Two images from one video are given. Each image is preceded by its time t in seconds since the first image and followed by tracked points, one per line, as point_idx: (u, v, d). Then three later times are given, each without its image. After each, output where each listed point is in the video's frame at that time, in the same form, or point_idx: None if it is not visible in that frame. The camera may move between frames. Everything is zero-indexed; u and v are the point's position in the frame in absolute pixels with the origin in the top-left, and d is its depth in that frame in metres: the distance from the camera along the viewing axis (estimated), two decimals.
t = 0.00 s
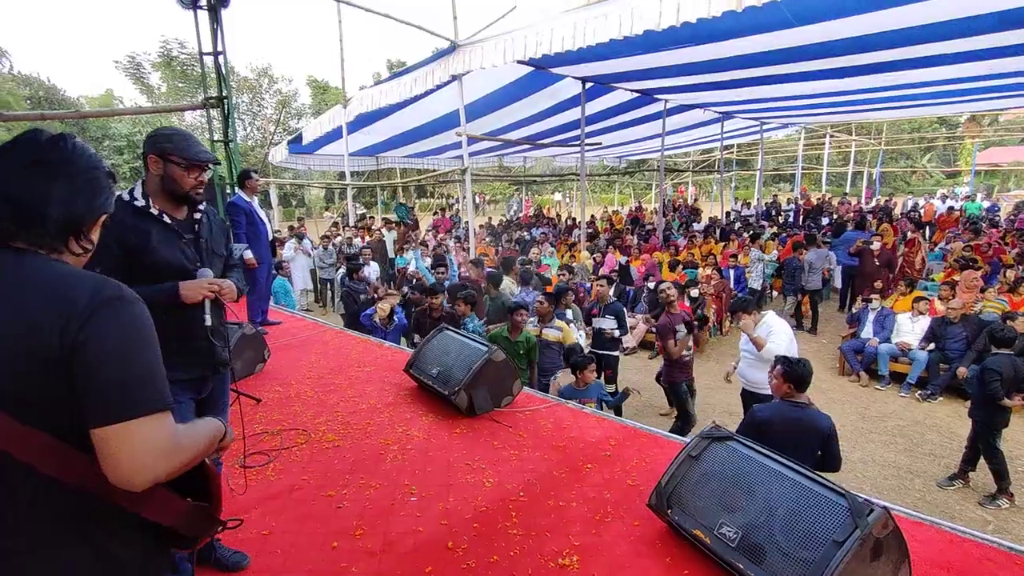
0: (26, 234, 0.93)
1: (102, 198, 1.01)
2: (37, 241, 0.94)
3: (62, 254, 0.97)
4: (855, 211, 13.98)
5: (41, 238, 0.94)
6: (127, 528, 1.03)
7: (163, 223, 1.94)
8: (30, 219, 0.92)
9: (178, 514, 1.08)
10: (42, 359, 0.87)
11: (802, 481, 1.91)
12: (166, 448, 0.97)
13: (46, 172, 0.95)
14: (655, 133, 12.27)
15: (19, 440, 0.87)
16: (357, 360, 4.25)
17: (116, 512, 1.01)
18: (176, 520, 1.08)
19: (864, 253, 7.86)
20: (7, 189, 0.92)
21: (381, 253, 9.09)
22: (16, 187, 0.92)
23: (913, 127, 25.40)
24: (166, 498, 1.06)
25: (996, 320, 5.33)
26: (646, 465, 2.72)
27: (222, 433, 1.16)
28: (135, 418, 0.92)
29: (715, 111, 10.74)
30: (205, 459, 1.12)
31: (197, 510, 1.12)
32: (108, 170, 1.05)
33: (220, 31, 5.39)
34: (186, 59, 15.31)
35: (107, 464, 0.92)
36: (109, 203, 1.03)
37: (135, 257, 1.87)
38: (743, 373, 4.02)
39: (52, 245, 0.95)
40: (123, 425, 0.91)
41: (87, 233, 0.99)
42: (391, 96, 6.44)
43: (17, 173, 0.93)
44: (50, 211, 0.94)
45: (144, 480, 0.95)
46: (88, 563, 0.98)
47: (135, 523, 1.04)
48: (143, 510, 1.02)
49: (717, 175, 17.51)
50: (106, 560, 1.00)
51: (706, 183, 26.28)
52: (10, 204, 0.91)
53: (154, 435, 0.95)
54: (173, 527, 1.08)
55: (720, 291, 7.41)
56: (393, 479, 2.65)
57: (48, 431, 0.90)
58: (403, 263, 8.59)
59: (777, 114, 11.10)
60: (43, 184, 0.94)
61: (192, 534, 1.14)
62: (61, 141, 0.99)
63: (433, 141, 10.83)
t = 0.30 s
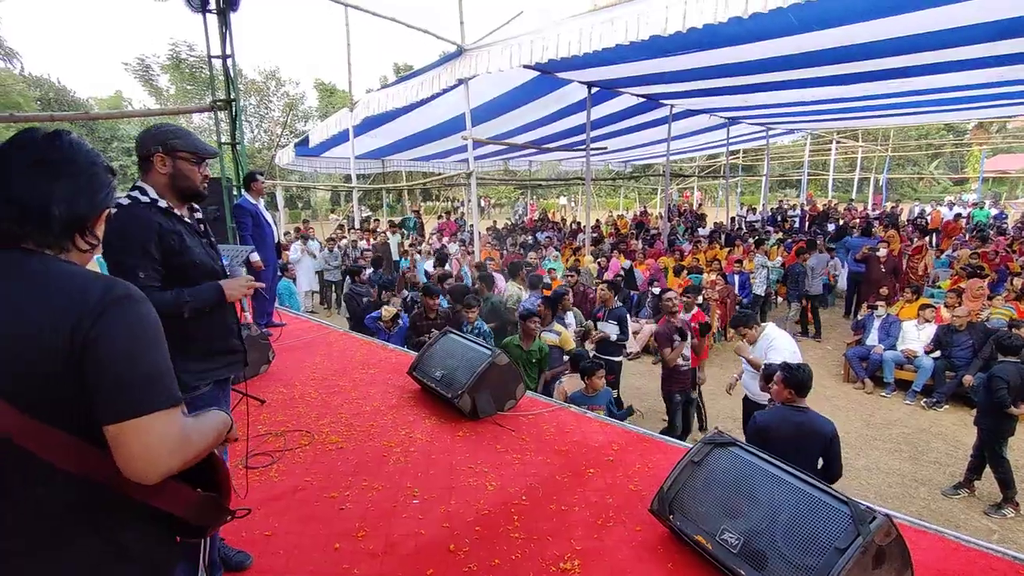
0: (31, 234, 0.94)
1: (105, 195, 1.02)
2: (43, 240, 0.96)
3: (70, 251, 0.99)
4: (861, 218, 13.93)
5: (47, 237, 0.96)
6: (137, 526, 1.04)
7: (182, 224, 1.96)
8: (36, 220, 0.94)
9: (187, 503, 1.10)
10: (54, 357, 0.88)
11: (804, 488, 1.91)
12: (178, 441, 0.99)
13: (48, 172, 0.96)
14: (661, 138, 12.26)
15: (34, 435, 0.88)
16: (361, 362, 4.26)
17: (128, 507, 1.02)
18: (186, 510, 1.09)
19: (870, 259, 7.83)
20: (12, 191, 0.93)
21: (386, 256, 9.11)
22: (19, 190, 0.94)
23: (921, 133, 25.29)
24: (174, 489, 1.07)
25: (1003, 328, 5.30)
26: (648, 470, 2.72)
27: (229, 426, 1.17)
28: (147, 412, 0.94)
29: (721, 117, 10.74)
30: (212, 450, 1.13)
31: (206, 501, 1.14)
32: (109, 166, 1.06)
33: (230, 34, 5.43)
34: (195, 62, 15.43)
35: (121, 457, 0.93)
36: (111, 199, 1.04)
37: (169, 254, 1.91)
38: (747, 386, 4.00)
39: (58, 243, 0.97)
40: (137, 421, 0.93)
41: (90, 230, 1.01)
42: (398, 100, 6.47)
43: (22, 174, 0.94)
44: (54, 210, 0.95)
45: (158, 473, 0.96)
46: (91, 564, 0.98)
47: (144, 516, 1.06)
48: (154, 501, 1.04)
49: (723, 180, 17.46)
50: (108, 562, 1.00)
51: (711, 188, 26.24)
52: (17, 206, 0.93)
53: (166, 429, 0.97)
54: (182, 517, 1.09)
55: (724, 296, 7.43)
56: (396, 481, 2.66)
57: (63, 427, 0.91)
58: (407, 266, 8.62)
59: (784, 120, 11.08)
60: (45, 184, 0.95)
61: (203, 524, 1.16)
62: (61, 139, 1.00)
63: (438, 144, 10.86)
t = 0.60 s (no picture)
0: (44, 229, 0.95)
1: (114, 191, 1.04)
2: (55, 235, 0.96)
3: (81, 246, 1.00)
4: (866, 220, 13.88)
5: (59, 231, 0.96)
6: (145, 518, 1.05)
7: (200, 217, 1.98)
8: (49, 215, 0.95)
9: (196, 495, 1.10)
10: (66, 349, 0.89)
11: (806, 490, 1.91)
12: (191, 432, 1.00)
13: (59, 167, 0.97)
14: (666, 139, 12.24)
15: (47, 426, 0.89)
16: (363, 360, 4.27)
17: (135, 501, 1.02)
18: (194, 502, 1.10)
19: (875, 262, 7.80)
20: (25, 186, 0.94)
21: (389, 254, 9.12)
22: (34, 185, 0.94)
23: (927, 136, 25.19)
24: (184, 480, 1.08)
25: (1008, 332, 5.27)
26: (650, 471, 2.72)
27: (237, 418, 1.19)
28: (161, 403, 0.95)
29: (726, 117, 10.71)
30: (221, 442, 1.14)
31: (214, 492, 1.15)
32: (117, 162, 1.07)
33: (236, 31, 5.43)
34: (201, 58, 15.47)
35: (134, 447, 0.94)
36: (119, 194, 1.05)
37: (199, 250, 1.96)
38: (747, 384, 4.02)
39: (70, 237, 0.97)
40: (149, 411, 0.94)
41: (102, 224, 1.02)
42: (403, 98, 6.47)
43: (34, 169, 0.95)
44: (68, 205, 0.96)
45: (171, 462, 0.98)
46: (96, 557, 0.99)
47: (153, 508, 1.06)
48: (164, 492, 1.05)
49: (727, 181, 17.42)
50: (113, 556, 1.01)
51: (716, 189, 26.20)
52: (31, 202, 0.94)
53: (178, 420, 0.98)
54: (191, 508, 1.10)
55: (728, 297, 7.44)
56: (398, 479, 2.66)
57: (75, 417, 0.92)
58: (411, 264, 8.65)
59: (790, 121, 11.02)
60: (57, 179, 0.96)
61: (212, 515, 1.17)
62: (71, 134, 1.00)
63: (443, 143, 10.86)
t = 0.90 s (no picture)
0: (47, 219, 0.94)
1: (119, 178, 1.02)
2: (58, 224, 0.95)
3: (85, 235, 0.99)
4: (868, 220, 13.86)
5: (62, 221, 0.95)
6: (148, 511, 1.04)
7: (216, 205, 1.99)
8: (52, 204, 0.94)
9: (200, 486, 1.10)
10: (73, 339, 0.88)
11: (807, 488, 1.90)
12: (197, 424, 0.99)
13: (61, 155, 0.96)
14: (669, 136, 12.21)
15: (55, 417, 0.89)
16: (363, 355, 4.27)
17: (139, 495, 1.02)
18: (198, 493, 1.10)
19: (877, 262, 7.78)
20: (27, 175, 0.93)
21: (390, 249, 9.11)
22: (37, 174, 0.94)
23: (930, 136, 25.14)
24: (189, 471, 1.08)
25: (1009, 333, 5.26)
26: (650, 468, 2.72)
27: (241, 409, 1.17)
28: (169, 394, 0.94)
29: (728, 115, 10.68)
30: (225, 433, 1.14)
31: (218, 483, 1.15)
32: (120, 149, 1.06)
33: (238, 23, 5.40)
34: (203, 51, 15.43)
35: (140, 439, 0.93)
36: (124, 181, 1.03)
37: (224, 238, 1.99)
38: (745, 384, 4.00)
39: (74, 227, 0.96)
40: (156, 402, 0.93)
41: (107, 212, 1.01)
42: (405, 92, 6.44)
43: (36, 159, 0.94)
44: (70, 193, 0.95)
45: (177, 454, 0.97)
46: (102, 548, 0.99)
47: (158, 500, 1.06)
48: (169, 483, 1.04)
49: (729, 179, 17.39)
50: (119, 547, 1.01)
51: (717, 187, 26.16)
52: (35, 191, 0.93)
53: (185, 411, 0.97)
54: (195, 499, 1.10)
55: (730, 295, 7.44)
56: (397, 474, 2.66)
57: (86, 408, 0.91)
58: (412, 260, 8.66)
59: (793, 120, 10.99)
60: (59, 168, 0.95)
61: (215, 506, 1.16)
62: (74, 122, 0.99)
63: (445, 138, 10.84)
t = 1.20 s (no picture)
0: (39, 215, 0.93)
1: (113, 171, 1.01)
2: (50, 220, 0.93)
3: (78, 231, 0.97)
4: (864, 217, 13.89)
5: (55, 216, 0.94)
6: (146, 511, 1.03)
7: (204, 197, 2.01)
8: (43, 200, 0.92)
9: (198, 485, 1.09)
10: (71, 339, 0.87)
11: (805, 486, 1.90)
12: (195, 423, 0.98)
13: (52, 149, 0.94)
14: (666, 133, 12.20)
15: (55, 419, 0.88)
16: (359, 352, 4.25)
17: (138, 493, 1.01)
18: (196, 492, 1.09)
19: (873, 259, 7.80)
20: (17, 170, 0.92)
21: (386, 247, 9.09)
22: (28, 167, 0.92)
23: (926, 134, 25.20)
24: (187, 470, 1.07)
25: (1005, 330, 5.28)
26: (647, 466, 2.71)
27: (240, 406, 1.17)
28: (169, 394, 0.93)
29: (725, 113, 10.66)
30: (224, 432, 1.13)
31: (216, 483, 1.13)
32: (113, 141, 1.04)
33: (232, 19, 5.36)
34: (199, 48, 15.35)
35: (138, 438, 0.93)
36: (117, 173, 1.02)
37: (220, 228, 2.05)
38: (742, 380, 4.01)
39: (67, 222, 0.95)
40: (155, 402, 0.92)
41: (100, 205, 0.99)
42: (402, 89, 6.41)
43: (27, 153, 0.93)
44: (62, 187, 0.94)
45: (176, 453, 0.96)
46: (101, 549, 0.97)
47: (157, 500, 1.05)
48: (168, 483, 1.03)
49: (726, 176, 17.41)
50: (117, 547, 1.00)
51: (714, 184, 26.18)
52: (26, 187, 0.92)
53: (184, 411, 0.96)
54: (193, 499, 1.09)
55: (727, 293, 7.45)
56: (394, 472, 2.65)
57: (85, 409, 0.90)
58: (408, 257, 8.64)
59: (790, 117, 10.99)
60: (50, 163, 0.94)
61: (213, 505, 1.15)
62: (64, 115, 0.98)
63: (442, 135, 10.80)
